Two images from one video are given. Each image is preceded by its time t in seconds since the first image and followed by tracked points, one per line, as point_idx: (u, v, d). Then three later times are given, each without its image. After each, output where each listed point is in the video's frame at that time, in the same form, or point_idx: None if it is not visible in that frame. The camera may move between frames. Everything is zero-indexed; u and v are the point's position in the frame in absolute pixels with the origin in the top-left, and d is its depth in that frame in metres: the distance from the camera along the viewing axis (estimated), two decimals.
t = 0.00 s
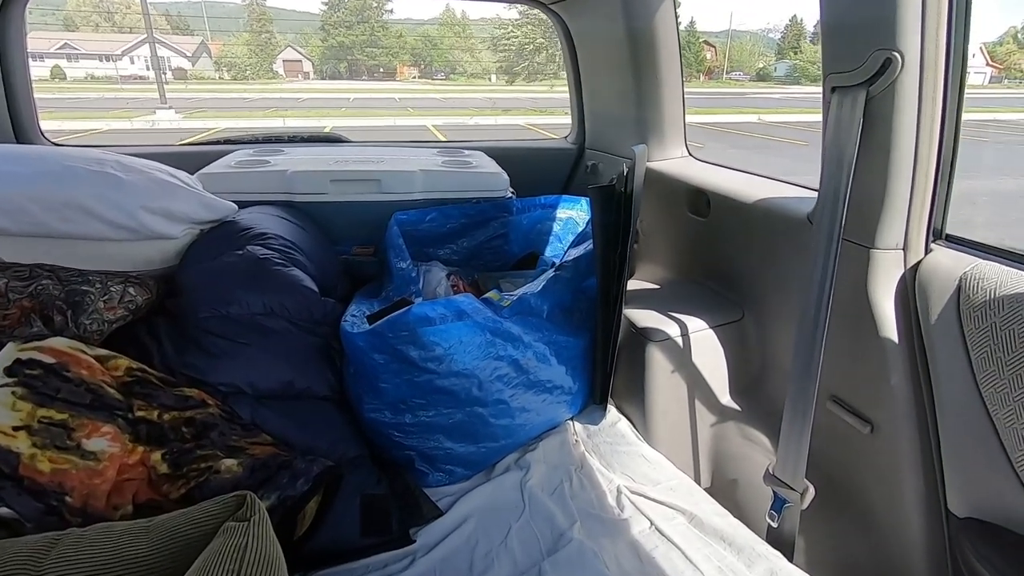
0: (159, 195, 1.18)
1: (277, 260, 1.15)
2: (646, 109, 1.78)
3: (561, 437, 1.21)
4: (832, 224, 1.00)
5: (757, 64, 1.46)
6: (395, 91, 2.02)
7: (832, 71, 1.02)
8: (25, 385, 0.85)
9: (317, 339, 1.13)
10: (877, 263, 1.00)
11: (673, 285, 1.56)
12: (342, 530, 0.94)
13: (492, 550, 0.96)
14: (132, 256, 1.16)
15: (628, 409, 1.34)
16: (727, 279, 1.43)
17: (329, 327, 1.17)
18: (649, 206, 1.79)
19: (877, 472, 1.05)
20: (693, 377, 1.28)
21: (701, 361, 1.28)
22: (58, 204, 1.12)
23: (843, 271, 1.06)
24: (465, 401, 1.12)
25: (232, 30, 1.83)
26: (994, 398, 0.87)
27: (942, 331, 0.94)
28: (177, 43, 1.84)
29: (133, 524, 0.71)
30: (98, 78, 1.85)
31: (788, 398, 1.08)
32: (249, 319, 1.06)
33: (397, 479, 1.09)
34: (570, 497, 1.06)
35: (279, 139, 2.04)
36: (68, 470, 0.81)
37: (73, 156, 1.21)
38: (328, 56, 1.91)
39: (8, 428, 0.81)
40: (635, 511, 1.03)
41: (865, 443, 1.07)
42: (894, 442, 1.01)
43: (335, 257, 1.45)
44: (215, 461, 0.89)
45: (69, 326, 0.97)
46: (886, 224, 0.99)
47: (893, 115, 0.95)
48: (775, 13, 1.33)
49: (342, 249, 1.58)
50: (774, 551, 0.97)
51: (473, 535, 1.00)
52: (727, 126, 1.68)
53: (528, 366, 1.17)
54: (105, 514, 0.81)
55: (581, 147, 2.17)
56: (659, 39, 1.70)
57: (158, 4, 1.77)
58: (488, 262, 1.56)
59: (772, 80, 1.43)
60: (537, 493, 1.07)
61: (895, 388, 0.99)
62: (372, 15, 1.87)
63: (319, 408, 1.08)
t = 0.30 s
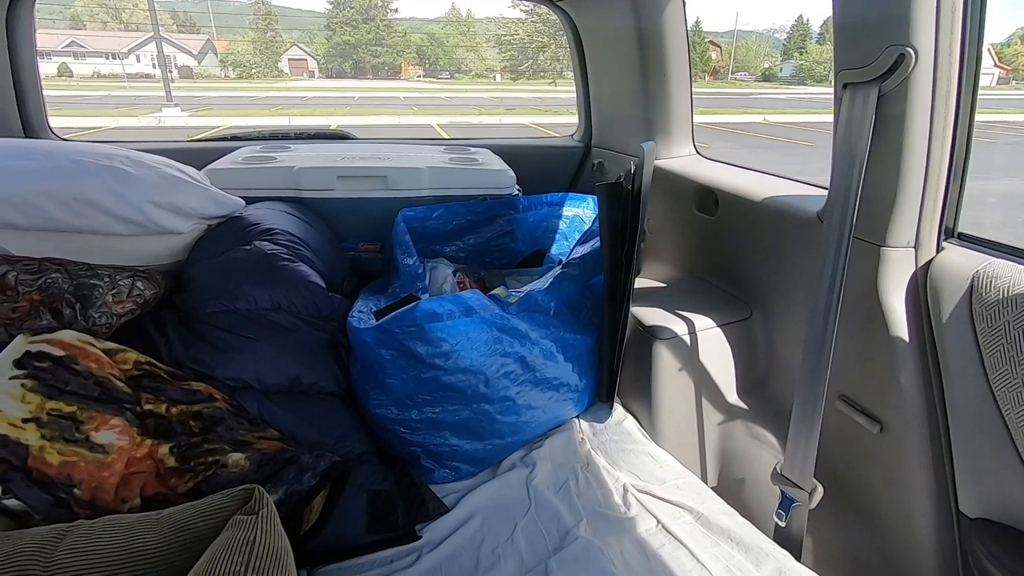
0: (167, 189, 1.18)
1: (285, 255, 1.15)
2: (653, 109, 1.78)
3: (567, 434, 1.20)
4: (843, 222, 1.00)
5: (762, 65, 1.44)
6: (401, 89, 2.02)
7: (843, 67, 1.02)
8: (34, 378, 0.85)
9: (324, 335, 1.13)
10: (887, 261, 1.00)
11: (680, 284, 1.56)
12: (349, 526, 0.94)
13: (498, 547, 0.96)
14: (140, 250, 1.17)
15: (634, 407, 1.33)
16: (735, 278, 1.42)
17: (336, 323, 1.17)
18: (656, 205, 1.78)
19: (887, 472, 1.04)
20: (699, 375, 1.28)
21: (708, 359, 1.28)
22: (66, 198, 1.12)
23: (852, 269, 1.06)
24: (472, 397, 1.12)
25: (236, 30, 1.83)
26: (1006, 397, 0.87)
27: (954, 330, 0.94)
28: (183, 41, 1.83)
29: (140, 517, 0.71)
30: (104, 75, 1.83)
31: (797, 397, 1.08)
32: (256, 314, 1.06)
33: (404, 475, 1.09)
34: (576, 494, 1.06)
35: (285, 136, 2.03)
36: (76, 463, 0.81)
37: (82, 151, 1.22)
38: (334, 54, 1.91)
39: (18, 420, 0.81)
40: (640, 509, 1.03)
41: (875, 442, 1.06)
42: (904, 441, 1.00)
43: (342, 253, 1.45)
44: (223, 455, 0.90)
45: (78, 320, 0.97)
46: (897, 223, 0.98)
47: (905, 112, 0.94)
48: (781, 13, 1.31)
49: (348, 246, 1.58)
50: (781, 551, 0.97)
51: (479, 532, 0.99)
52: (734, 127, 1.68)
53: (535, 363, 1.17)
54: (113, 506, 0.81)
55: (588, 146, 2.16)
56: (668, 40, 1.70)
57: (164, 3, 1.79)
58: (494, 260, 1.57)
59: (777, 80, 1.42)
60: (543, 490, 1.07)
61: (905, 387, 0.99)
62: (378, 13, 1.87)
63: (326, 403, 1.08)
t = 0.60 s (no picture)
0: (178, 187, 1.19)
1: (293, 254, 1.16)
2: (661, 111, 1.78)
3: (572, 435, 1.21)
4: (851, 226, 1.00)
5: (769, 67, 1.45)
6: (407, 90, 2.02)
7: (852, 71, 1.02)
8: (47, 373, 0.86)
9: (330, 334, 1.14)
10: (895, 265, 1.00)
11: (686, 286, 1.56)
12: (355, 524, 0.94)
13: (504, 546, 0.96)
14: (151, 248, 1.18)
15: (639, 408, 1.34)
16: (741, 281, 1.42)
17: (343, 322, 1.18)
18: (663, 206, 1.78)
19: (893, 476, 1.04)
20: (706, 378, 1.27)
21: (714, 362, 1.28)
22: (79, 196, 1.13)
23: (860, 272, 1.06)
24: (478, 397, 1.12)
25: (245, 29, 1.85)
26: (1015, 402, 0.87)
27: (962, 334, 0.94)
28: (190, 40, 1.86)
29: (150, 512, 0.72)
30: (114, 75, 1.86)
31: (803, 400, 1.08)
32: (265, 312, 1.07)
33: (410, 474, 1.10)
34: (582, 495, 1.06)
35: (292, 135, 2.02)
36: (87, 458, 0.81)
37: (95, 150, 1.23)
38: (341, 54, 1.93)
39: (30, 415, 0.81)
40: (645, 511, 1.03)
41: (881, 446, 1.06)
42: (911, 445, 1.00)
43: (350, 253, 1.45)
44: (231, 452, 0.91)
45: (90, 316, 0.98)
46: (905, 227, 0.98)
47: (916, 116, 0.94)
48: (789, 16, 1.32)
49: (355, 245, 1.59)
50: (787, 554, 0.97)
51: (484, 531, 1.00)
52: (740, 129, 1.68)
53: (541, 363, 1.17)
54: (123, 501, 0.82)
55: (595, 147, 2.16)
56: (677, 44, 1.70)
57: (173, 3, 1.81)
58: (500, 261, 1.57)
59: (785, 83, 1.43)
60: (548, 491, 1.07)
61: (912, 391, 0.99)
62: (385, 14, 1.87)
63: (333, 401, 1.08)
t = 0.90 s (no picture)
0: (187, 188, 1.20)
1: (300, 255, 1.17)
2: (667, 116, 1.78)
3: (576, 439, 1.21)
4: (857, 231, 1.00)
5: (776, 73, 1.45)
6: (413, 93, 2.03)
7: (860, 77, 1.02)
8: (57, 370, 0.86)
9: (336, 335, 1.14)
10: (902, 271, 1.00)
11: (692, 291, 1.56)
12: (359, 524, 0.95)
13: (507, 549, 0.97)
14: (160, 247, 1.19)
15: (644, 412, 1.34)
16: (748, 287, 1.43)
17: (349, 323, 1.18)
18: (669, 211, 1.78)
19: (899, 483, 1.04)
20: (710, 382, 1.28)
21: (719, 367, 1.28)
22: (90, 195, 1.14)
23: (867, 278, 1.06)
24: (483, 400, 1.12)
25: (255, 31, 1.86)
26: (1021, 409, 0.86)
27: (969, 342, 0.94)
28: (200, 42, 1.85)
29: (158, 509, 0.73)
30: (124, 77, 1.87)
31: (809, 406, 1.08)
32: (272, 313, 1.08)
33: (414, 475, 1.10)
34: (586, 498, 1.06)
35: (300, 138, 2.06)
36: (96, 455, 0.82)
37: (106, 150, 1.24)
38: (348, 58, 1.93)
39: (40, 411, 0.82)
40: (649, 515, 1.03)
41: (887, 453, 1.06)
42: (916, 451, 1.00)
43: (356, 255, 1.46)
44: (237, 451, 0.91)
45: (100, 314, 0.99)
46: (912, 233, 0.98)
47: (923, 122, 0.94)
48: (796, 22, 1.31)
49: (362, 246, 1.60)
50: (791, 560, 0.97)
51: (489, 533, 1.00)
52: (747, 134, 1.68)
53: (546, 366, 1.17)
54: (131, 498, 0.82)
55: (601, 151, 2.17)
56: (683, 51, 1.71)
57: (183, 5, 1.81)
58: (506, 264, 1.57)
59: (791, 89, 1.43)
60: (552, 494, 1.07)
61: (918, 397, 0.99)
62: (392, 18, 1.90)
63: (339, 402, 1.09)
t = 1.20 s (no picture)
0: (192, 190, 1.21)
1: (304, 258, 1.18)
2: (670, 120, 1.79)
3: (578, 442, 1.21)
4: (859, 236, 1.00)
5: (779, 77, 1.46)
6: (417, 97, 2.03)
7: (861, 83, 1.02)
8: (62, 371, 0.87)
9: (339, 337, 1.15)
10: (905, 276, 1.00)
11: (694, 295, 1.56)
12: (361, 527, 0.95)
13: (509, 552, 0.97)
14: (164, 249, 1.20)
15: (646, 415, 1.34)
16: (750, 291, 1.43)
17: (352, 325, 1.19)
18: (671, 215, 1.79)
19: (902, 488, 1.04)
20: (712, 386, 1.28)
21: (722, 371, 1.28)
22: (95, 198, 1.15)
23: (869, 283, 1.06)
24: (485, 403, 1.12)
25: (260, 35, 1.85)
26: None
27: (971, 347, 0.94)
28: (205, 46, 1.86)
29: (162, 510, 0.73)
30: (126, 79, 1.86)
31: (810, 410, 1.08)
32: (276, 315, 1.09)
33: (415, 477, 1.10)
34: (587, 502, 1.07)
35: (305, 141, 2.09)
36: (101, 455, 0.83)
37: (113, 152, 1.25)
38: (352, 62, 1.94)
39: (46, 412, 0.83)
40: (651, 519, 1.03)
41: (889, 458, 1.06)
42: (918, 456, 1.00)
43: (360, 258, 1.47)
44: (241, 452, 0.91)
45: (105, 316, 1.00)
46: (914, 238, 0.98)
47: (925, 127, 0.94)
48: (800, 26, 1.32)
49: (365, 249, 1.61)
50: (792, 564, 0.97)
51: (490, 536, 1.00)
52: (749, 138, 1.68)
53: (548, 370, 1.17)
54: (134, 499, 0.83)
55: (604, 155, 2.17)
56: (685, 60, 1.71)
57: (189, 9, 1.82)
58: (509, 267, 1.59)
59: (795, 93, 1.43)
60: (554, 497, 1.07)
61: (921, 403, 0.99)
62: (396, 21, 1.96)
63: (341, 404, 1.10)
